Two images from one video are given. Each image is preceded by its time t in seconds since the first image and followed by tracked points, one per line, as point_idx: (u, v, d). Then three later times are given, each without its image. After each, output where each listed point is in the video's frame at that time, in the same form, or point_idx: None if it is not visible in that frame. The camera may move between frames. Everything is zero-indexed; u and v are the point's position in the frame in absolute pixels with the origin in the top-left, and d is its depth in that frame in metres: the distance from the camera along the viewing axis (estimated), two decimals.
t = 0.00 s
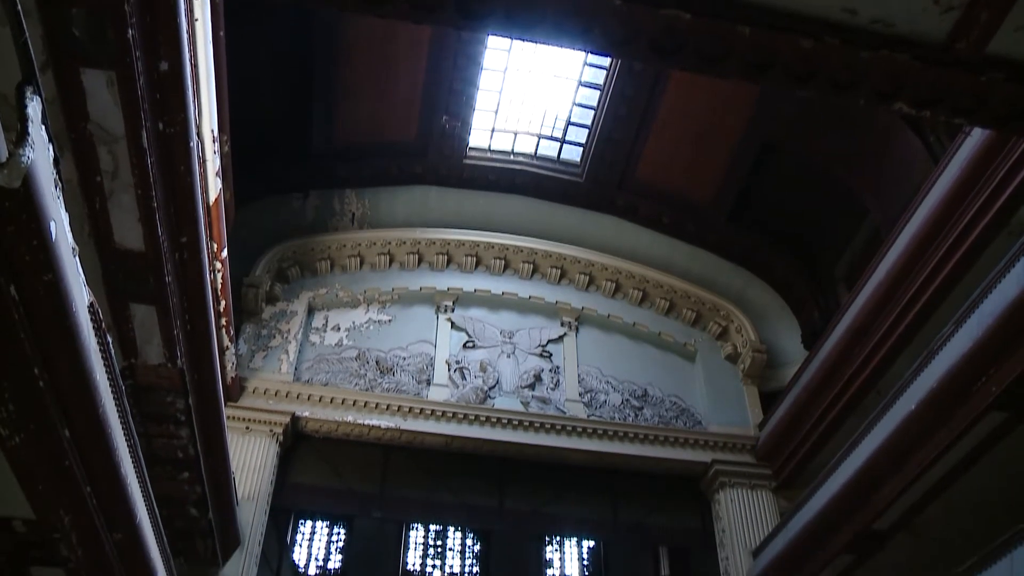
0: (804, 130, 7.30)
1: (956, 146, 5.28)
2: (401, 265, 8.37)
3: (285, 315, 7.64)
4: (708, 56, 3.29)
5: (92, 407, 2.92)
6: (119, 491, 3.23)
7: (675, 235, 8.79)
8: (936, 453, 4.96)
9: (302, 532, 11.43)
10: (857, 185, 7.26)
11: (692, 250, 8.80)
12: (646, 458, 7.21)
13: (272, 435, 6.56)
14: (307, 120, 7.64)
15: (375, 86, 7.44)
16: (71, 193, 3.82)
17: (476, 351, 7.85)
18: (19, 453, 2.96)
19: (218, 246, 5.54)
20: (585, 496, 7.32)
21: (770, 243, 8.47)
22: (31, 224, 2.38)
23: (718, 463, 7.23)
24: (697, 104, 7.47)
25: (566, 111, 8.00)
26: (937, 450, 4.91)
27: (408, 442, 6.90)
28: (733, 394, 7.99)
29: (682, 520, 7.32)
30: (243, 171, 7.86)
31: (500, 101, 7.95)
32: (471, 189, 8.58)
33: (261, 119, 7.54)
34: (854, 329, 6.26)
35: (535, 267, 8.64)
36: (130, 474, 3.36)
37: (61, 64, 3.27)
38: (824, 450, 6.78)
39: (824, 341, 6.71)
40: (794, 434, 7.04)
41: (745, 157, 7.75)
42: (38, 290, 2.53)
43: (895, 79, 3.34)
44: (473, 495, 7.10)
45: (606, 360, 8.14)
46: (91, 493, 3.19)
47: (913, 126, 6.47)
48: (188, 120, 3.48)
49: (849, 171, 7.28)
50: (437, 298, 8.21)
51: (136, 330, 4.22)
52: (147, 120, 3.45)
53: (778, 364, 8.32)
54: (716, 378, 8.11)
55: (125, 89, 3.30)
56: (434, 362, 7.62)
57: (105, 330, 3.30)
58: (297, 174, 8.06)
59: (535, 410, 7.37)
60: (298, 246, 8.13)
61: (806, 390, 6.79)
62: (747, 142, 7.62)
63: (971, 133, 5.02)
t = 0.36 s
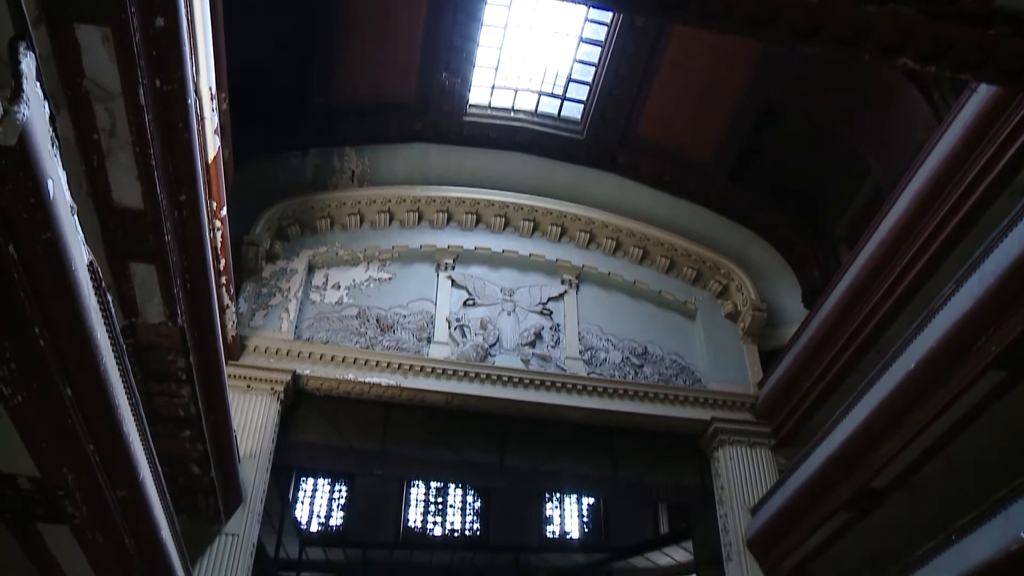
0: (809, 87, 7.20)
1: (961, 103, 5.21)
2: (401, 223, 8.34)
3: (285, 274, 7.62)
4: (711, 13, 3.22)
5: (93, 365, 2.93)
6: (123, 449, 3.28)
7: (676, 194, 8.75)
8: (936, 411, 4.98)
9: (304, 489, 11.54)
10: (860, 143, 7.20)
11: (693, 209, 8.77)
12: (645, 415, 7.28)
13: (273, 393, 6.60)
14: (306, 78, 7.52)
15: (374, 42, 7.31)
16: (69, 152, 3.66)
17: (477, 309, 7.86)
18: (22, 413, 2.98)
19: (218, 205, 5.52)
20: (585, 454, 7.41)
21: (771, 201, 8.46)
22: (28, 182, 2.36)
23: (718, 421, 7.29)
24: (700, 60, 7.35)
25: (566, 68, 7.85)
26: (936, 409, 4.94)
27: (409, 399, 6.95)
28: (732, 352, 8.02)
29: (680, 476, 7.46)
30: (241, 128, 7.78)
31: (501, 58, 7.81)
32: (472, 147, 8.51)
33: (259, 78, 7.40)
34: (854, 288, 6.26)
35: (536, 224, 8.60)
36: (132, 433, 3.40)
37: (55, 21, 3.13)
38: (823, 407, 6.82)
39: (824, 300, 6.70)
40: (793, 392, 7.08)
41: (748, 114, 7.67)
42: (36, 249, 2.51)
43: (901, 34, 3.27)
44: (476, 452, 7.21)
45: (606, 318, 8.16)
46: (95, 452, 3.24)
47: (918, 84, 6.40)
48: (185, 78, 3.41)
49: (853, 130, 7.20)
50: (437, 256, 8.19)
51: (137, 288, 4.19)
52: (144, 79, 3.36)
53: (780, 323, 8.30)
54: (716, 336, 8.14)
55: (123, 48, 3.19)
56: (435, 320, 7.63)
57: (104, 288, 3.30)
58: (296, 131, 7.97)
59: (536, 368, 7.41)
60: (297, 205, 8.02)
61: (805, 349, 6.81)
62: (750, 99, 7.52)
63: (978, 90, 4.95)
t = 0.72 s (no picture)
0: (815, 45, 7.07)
1: (968, 59, 5.11)
2: (401, 181, 8.27)
3: (285, 233, 7.58)
4: None
5: (94, 325, 2.92)
6: (124, 407, 3.29)
7: (677, 153, 8.69)
8: (935, 371, 4.98)
9: (305, 447, 11.89)
10: (865, 101, 7.11)
11: (695, 167, 8.72)
12: (644, 373, 7.31)
13: (274, 351, 6.62)
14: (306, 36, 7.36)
15: None
16: (63, 108, 3.61)
17: (477, 268, 7.85)
18: (24, 373, 2.98)
19: (218, 163, 5.48)
20: (585, 413, 7.48)
21: (774, 161, 8.39)
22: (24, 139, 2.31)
23: (718, 380, 7.33)
24: (703, 18, 7.20)
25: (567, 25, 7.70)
26: (934, 369, 4.96)
27: (409, 357, 6.97)
28: (732, 311, 8.02)
29: (679, 434, 7.54)
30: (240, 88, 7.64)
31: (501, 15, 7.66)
32: (472, 105, 8.43)
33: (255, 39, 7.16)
34: (855, 248, 6.24)
35: (536, 183, 8.53)
36: (134, 392, 3.41)
37: None
38: (823, 366, 6.84)
39: (826, 259, 6.67)
40: (793, 351, 7.10)
41: (752, 73, 7.54)
42: (35, 208, 2.48)
43: None
44: (477, 410, 7.28)
45: (607, 277, 8.14)
46: (97, 411, 3.25)
47: (924, 41, 6.29)
48: (181, 35, 3.34)
49: (858, 89, 7.09)
50: (437, 215, 8.14)
51: (136, 248, 4.15)
52: (141, 36, 3.27)
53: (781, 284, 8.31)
54: (717, 295, 8.13)
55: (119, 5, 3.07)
56: (435, 279, 7.61)
57: (104, 248, 3.27)
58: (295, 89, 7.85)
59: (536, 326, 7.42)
60: (298, 163, 7.96)
61: (806, 308, 6.81)
62: (754, 57, 7.40)
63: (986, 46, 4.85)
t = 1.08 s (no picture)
0: None
1: (976, 6, 4.98)
2: (401, 130, 8.14)
3: (285, 182, 7.50)
4: None
5: (95, 276, 2.91)
6: (126, 358, 3.27)
7: (679, 102, 8.54)
8: (936, 322, 4.98)
9: (306, 398, 11.94)
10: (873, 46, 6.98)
11: (698, 116, 8.53)
12: (644, 323, 7.34)
13: (275, 301, 6.62)
14: None
15: None
16: (57, 56, 3.51)
17: (477, 217, 7.79)
18: (25, 323, 2.99)
19: (215, 112, 5.39)
20: (585, 362, 7.52)
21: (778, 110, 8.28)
22: (18, 87, 2.27)
23: (718, 330, 7.34)
24: None
25: None
26: (935, 320, 4.96)
27: (410, 307, 6.98)
28: (733, 261, 8.00)
29: (678, 383, 7.60)
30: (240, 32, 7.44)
31: None
32: (473, 53, 8.31)
33: None
34: (858, 198, 6.18)
35: (537, 131, 8.41)
36: (136, 342, 3.38)
37: None
38: (825, 316, 6.85)
39: (828, 209, 6.62)
40: (793, 301, 7.10)
41: (754, 19, 7.48)
42: (32, 158, 2.45)
43: None
44: (478, 358, 7.32)
45: (608, 226, 8.09)
46: (99, 361, 3.24)
47: None
48: None
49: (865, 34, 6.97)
50: (438, 163, 8.05)
51: (135, 198, 4.10)
52: None
53: (782, 233, 8.22)
54: (718, 244, 8.09)
55: None
56: (435, 228, 7.56)
57: (102, 197, 3.24)
58: (293, 36, 7.72)
59: (537, 276, 7.41)
60: (296, 112, 7.79)
61: (807, 258, 6.79)
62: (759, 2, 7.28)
63: None
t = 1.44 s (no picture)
0: None
1: None
2: (401, 88, 8.03)
3: (284, 141, 7.42)
4: None
5: (94, 235, 2.90)
6: (126, 318, 3.33)
7: (679, 58, 8.35)
8: (936, 282, 4.97)
9: (307, 356, 12.25)
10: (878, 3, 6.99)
11: (697, 75, 8.39)
12: (645, 283, 7.34)
13: (275, 261, 6.60)
14: None
15: None
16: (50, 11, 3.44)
17: (478, 175, 7.73)
18: (25, 283, 2.90)
19: (213, 71, 5.31)
20: (585, 322, 7.54)
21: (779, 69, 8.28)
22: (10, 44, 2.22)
23: (719, 289, 7.34)
24: None
25: None
26: (934, 282, 4.96)
27: (411, 266, 6.98)
28: (734, 220, 7.96)
29: (678, 342, 7.65)
30: None
31: None
32: (471, 11, 8.11)
33: None
34: (861, 157, 6.12)
35: (538, 89, 8.30)
36: (135, 303, 3.43)
37: None
38: (826, 275, 6.84)
39: (831, 168, 6.55)
40: (795, 261, 7.08)
41: None
42: (27, 117, 2.40)
43: None
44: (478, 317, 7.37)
45: (609, 185, 8.03)
46: (100, 322, 3.26)
47: None
48: None
49: None
50: (438, 121, 7.95)
51: (134, 158, 4.06)
52: None
53: (783, 192, 8.19)
54: (719, 203, 8.04)
55: None
56: (436, 187, 7.51)
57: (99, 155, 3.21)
58: None
59: (538, 235, 7.38)
60: (295, 70, 7.68)
61: (808, 218, 6.76)
62: None
63: None
